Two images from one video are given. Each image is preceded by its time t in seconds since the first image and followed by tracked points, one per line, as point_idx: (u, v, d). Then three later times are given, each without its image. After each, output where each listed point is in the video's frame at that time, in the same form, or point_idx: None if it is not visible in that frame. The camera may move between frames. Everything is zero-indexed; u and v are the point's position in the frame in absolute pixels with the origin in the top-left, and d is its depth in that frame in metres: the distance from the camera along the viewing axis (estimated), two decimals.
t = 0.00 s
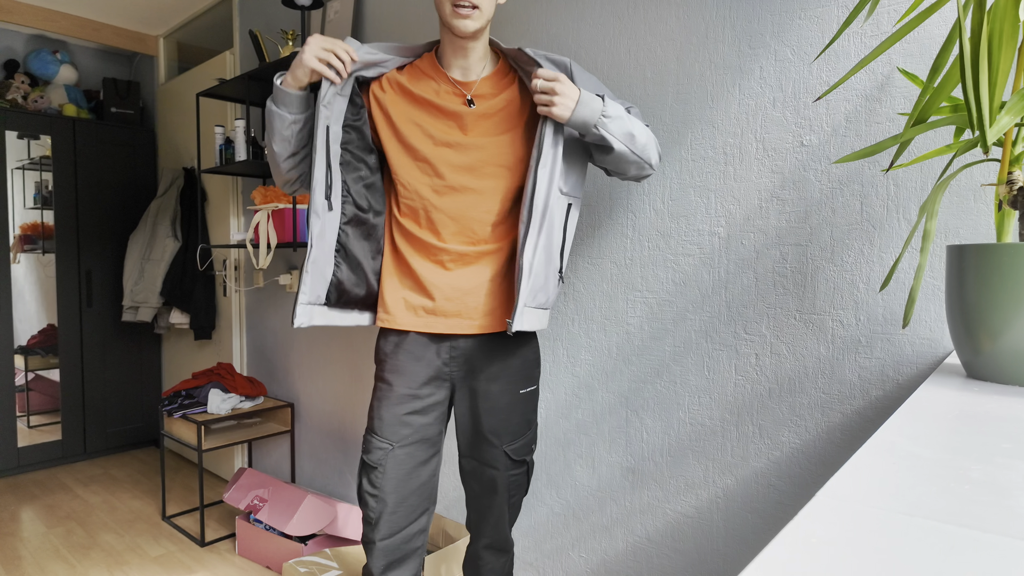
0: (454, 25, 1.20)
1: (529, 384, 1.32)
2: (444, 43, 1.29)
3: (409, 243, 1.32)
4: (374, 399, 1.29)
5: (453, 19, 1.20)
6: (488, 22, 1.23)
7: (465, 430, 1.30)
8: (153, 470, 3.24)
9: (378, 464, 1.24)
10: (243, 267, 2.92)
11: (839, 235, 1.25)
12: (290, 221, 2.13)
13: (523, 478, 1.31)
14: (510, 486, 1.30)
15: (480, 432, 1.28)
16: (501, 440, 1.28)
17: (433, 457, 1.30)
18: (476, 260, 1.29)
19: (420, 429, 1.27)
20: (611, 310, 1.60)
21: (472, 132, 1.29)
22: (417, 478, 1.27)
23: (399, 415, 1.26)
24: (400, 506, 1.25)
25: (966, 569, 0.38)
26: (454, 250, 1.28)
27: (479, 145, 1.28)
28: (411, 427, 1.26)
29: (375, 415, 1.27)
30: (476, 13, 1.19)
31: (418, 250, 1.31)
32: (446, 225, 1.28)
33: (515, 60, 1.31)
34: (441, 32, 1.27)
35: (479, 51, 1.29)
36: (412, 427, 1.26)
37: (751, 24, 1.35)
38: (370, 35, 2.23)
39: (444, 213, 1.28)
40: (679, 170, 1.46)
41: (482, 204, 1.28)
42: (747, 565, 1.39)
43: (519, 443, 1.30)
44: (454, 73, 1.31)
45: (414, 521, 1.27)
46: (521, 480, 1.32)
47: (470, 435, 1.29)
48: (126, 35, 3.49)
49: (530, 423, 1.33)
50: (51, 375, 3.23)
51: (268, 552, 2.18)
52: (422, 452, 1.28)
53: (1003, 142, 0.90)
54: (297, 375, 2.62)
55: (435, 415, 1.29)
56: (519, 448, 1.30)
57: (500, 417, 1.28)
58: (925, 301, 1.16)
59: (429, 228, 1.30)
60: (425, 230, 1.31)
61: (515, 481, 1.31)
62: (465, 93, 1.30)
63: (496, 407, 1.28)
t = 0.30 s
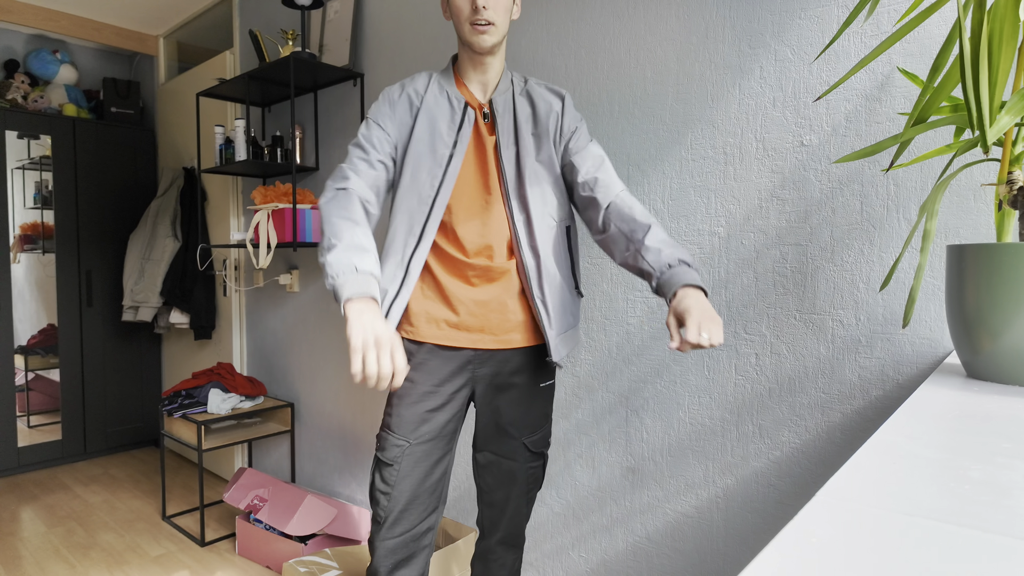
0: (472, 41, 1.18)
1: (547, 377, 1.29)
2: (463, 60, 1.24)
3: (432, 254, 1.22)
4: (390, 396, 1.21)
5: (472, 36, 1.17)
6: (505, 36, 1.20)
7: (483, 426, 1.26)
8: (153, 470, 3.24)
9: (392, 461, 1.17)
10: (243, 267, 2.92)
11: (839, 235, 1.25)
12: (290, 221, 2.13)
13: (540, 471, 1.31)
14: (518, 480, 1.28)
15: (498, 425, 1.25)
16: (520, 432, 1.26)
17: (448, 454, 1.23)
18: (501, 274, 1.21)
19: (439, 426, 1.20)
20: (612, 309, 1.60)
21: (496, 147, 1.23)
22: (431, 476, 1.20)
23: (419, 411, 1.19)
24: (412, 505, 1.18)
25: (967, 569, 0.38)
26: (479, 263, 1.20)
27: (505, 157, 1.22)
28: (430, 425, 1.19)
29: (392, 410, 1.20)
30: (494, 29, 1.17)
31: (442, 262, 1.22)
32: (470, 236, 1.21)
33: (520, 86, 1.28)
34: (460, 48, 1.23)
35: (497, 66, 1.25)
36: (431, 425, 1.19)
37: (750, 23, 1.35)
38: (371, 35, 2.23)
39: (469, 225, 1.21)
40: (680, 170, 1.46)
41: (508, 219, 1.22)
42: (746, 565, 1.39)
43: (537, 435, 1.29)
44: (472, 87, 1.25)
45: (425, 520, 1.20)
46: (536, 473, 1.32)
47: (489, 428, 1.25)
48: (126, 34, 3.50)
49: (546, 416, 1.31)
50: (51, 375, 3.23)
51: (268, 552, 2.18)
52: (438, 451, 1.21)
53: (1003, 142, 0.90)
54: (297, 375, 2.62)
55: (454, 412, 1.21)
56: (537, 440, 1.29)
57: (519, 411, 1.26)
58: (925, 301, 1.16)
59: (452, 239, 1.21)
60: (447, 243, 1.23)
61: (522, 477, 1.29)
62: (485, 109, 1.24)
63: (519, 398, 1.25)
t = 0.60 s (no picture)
0: (478, 29, 1.22)
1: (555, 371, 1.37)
2: (471, 49, 1.29)
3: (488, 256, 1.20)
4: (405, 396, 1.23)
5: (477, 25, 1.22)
6: (510, 22, 1.24)
7: (497, 420, 1.32)
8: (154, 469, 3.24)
9: (432, 468, 1.17)
10: (243, 267, 2.92)
11: (838, 235, 1.25)
12: (290, 221, 2.12)
13: (547, 462, 1.39)
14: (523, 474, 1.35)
15: (513, 420, 1.32)
16: (533, 425, 1.35)
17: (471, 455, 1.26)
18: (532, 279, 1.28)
19: (473, 430, 1.22)
20: (612, 309, 1.60)
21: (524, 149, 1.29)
22: (461, 478, 1.22)
23: (456, 415, 1.19)
24: (446, 509, 1.20)
25: (966, 570, 0.38)
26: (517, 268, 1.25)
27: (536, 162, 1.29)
28: (465, 429, 1.20)
29: (425, 416, 1.18)
30: (498, 14, 1.21)
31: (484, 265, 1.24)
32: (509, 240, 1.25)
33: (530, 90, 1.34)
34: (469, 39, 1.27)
35: (505, 52, 1.30)
36: (469, 429, 1.20)
37: (750, 23, 1.35)
38: (371, 35, 2.23)
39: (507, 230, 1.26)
40: (679, 170, 1.46)
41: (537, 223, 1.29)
42: (747, 566, 1.39)
43: (548, 427, 1.38)
44: (486, 81, 1.29)
45: (454, 522, 1.23)
46: (544, 464, 1.39)
47: (503, 422, 1.32)
48: (126, 34, 3.49)
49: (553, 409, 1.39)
50: (51, 375, 3.23)
51: (268, 552, 2.18)
52: (468, 454, 1.23)
53: (1003, 142, 0.90)
54: (297, 375, 2.62)
55: (484, 414, 1.24)
56: (548, 432, 1.37)
57: (533, 405, 1.34)
58: (925, 301, 1.16)
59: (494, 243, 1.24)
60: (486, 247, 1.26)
61: (529, 469, 1.36)
62: (505, 105, 1.29)
63: (534, 391, 1.33)
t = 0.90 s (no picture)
0: (479, 26, 1.22)
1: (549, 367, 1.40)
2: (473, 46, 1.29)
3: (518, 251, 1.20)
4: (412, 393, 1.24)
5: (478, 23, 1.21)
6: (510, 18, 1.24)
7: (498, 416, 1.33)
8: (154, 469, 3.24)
9: (450, 472, 1.17)
10: (243, 267, 2.92)
11: (838, 234, 1.25)
12: (290, 221, 2.12)
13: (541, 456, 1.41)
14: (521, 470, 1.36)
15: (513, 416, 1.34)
16: (531, 420, 1.37)
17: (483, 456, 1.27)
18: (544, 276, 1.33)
19: (490, 433, 1.22)
20: (612, 309, 1.60)
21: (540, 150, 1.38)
22: (475, 480, 1.23)
23: (476, 419, 1.19)
24: (461, 511, 1.20)
25: (967, 570, 0.38)
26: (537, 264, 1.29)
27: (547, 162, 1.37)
28: (482, 432, 1.20)
29: (442, 419, 1.18)
30: (499, 11, 1.21)
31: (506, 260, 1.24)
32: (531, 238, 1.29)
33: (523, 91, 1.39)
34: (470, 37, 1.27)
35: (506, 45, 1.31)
36: (486, 432, 1.21)
37: (750, 23, 1.35)
38: (371, 35, 2.23)
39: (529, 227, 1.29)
40: (679, 170, 1.46)
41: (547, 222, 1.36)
42: (747, 566, 1.39)
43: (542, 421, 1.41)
44: (498, 79, 1.31)
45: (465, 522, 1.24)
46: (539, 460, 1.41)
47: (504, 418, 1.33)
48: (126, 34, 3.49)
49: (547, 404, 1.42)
50: (51, 374, 3.23)
51: (268, 551, 2.18)
52: (483, 456, 1.23)
53: (1004, 142, 0.90)
54: (297, 375, 2.62)
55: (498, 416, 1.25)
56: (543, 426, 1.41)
57: (536, 399, 1.37)
58: (925, 301, 1.16)
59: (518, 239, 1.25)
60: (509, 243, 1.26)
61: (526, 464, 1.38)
62: (513, 104, 1.35)
63: (533, 386, 1.35)
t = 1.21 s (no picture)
0: (478, 25, 1.22)
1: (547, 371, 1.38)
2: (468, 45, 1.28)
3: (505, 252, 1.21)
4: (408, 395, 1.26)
5: (477, 21, 1.21)
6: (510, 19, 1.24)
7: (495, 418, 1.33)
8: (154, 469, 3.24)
9: (445, 472, 1.17)
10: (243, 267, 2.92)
11: (838, 234, 1.25)
12: (290, 220, 2.12)
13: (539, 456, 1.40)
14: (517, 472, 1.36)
15: (509, 418, 1.33)
16: (528, 420, 1.36)
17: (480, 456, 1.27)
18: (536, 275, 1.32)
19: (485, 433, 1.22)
20: (612, 309, 1.60)
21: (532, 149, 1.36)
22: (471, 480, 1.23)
23: (472, 418, 1.19)
24: (457, 511, 1.20)
25: (965, 568, 0.38)
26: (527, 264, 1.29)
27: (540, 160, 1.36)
28: (478, 432, 1.20)
29: (437, 418, 1.18)
30: (499, 11, 1.21)
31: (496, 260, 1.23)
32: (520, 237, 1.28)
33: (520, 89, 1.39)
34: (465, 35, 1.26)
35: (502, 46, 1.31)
36: (480, 432, 1.21)
37: (750, 23, 1.35)
38: (371, 34, 2.23)
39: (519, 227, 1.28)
40: (679, 170, 1.46)
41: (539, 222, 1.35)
42: (747, 566, 1.39)
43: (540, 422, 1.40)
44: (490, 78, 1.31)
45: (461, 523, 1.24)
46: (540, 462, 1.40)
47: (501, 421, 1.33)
48: (126, 34, 3.49)
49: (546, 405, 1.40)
50: (51, 374, 3.23)
51: (268, 551, 2.18)
52: (479, 456, 1.23)
53: (1003, 141, 0.90)
54: (297, 375, 2.62)
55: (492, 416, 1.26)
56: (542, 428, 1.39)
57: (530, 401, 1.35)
58: (925, 300, 1.16)
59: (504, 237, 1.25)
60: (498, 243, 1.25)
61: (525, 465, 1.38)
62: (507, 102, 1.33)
63: (530, 387, 1.35)
